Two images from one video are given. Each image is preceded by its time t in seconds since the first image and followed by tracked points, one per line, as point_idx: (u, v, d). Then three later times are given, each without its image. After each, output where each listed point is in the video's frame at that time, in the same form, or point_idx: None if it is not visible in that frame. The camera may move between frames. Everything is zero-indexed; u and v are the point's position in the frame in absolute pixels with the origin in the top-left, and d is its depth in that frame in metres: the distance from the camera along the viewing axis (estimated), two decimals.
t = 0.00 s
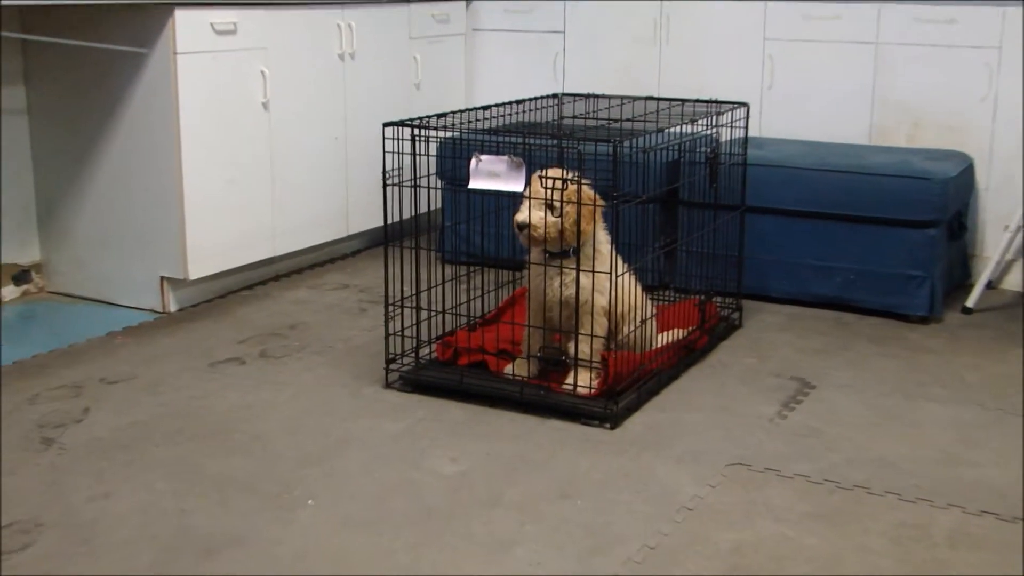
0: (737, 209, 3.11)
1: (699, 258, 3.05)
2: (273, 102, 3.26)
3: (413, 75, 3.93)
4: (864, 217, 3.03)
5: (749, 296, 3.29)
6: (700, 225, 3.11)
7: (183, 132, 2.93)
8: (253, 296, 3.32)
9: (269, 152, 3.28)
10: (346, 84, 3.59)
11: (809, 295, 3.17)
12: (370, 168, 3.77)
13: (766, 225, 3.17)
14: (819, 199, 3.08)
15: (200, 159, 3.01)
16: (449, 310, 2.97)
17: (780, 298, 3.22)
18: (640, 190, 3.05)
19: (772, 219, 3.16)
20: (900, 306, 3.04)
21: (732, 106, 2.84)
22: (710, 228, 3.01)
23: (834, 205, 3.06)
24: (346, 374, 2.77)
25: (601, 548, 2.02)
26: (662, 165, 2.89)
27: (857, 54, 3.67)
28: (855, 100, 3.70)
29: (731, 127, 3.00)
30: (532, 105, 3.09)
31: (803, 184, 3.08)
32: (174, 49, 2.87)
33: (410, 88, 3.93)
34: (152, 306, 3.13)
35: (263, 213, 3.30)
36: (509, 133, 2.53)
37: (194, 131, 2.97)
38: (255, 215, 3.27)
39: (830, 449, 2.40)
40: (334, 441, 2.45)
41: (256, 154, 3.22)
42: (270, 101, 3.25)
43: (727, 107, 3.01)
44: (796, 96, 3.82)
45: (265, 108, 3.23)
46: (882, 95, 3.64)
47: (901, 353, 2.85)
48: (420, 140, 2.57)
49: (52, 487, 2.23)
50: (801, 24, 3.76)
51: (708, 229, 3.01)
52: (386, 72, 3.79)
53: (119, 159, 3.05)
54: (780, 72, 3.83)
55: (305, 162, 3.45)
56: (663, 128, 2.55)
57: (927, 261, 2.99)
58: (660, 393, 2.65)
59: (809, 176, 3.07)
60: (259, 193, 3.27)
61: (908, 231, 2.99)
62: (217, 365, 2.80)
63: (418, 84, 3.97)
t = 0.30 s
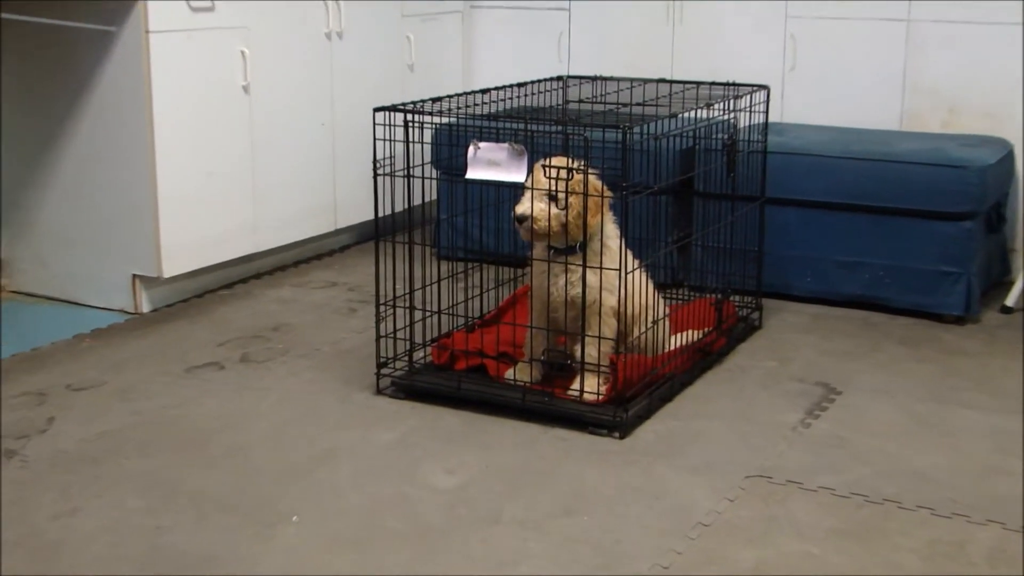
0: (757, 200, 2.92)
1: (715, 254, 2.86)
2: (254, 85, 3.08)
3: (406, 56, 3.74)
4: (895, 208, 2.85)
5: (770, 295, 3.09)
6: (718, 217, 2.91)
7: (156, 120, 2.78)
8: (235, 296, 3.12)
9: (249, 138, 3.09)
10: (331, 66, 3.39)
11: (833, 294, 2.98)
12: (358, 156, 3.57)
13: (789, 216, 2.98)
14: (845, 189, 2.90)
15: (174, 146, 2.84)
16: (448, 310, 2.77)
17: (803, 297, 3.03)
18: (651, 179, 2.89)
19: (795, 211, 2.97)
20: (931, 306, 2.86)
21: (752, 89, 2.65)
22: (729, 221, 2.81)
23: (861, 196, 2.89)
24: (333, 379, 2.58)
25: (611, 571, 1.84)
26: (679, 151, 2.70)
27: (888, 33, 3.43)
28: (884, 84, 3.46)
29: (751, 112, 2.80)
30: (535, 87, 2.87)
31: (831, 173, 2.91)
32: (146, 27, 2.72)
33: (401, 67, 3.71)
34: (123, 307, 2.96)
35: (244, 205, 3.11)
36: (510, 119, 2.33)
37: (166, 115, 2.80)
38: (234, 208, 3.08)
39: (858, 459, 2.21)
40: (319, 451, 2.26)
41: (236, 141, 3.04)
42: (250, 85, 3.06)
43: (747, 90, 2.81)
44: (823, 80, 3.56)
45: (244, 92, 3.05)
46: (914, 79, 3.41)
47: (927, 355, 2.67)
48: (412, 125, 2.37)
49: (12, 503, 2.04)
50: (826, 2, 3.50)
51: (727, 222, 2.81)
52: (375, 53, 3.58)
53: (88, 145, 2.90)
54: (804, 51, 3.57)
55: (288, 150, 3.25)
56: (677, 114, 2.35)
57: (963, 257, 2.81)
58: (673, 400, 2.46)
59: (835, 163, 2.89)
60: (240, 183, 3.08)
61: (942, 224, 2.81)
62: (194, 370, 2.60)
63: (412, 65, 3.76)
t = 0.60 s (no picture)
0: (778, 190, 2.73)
1: (730, 247, 2.69)
2: (229, 66, 2.93)
3: (393, 35, 3.56)
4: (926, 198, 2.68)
5: (790, 293, 2.90)
6: (734, 208, 2.73)
7: (122, 104, 2.61)
8: (211, 295, 2.94)
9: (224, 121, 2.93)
10: (311, 46, 3.22)
11: (860, 291, 2.80)
12: (341, 145, 3.39)
13: (809, 208, 2.80)
14: (871, 176, 2.73)
15: (142, 131, 2.68)
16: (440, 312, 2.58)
17: (827, 294, 2.85)
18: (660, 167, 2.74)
19: (816, 202, 2.79)
20: (966, 304, 2.68)
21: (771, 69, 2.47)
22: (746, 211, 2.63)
23: (890, 184, 2.71)
24: (315, 383, 2.40)
25: None
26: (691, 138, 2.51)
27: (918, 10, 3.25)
28: (920, 65, 3.28)
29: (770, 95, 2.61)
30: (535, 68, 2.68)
31: (858, 158, 2.73)
32: (111, 4, 2.55)
33: (387, 46, 3.53)
34: (87, 308, 2.78)
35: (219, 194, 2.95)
36: (507, 102, 2.14)
37: (132, 98, 2.64)
38: (208, 199, 2.91)
39: (886, 471, 2.03)
40: (300, 462, 2.08)
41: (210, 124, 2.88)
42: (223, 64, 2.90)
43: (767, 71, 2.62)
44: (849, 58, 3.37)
45: (218, 73, 2.89)
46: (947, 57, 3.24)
47: (954, 355, 2.49)
48: (401, 110, 2.19)
49: None
50: None
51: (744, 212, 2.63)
52: (358, 34, 3.41)
53: (46, 129, 2.71)
54: (829, 24, 3.37)
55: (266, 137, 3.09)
56: (690, 97, 2.16)
57: (1000, 250, 2.63)
58: (683, 407, 2.28)
59: (861, 149, 2.72)
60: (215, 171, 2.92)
61: (978, 214, 2.63)
62: (166, 375, 2.42)
63: (399, 44, 3.58)
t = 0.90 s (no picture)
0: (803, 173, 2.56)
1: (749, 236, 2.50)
2: (200, 38, 2.77)
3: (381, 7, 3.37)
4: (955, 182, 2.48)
5: (815, 286, 2.75)
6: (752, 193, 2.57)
7: (80, 78, 2.46)
8: (184, 290, 2.75)
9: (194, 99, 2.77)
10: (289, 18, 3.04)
11: (888, 282, 2.65)
12: (323, 126, 3.21)
13: (838, 194, 2.65)
14: (901, 159, 2.54)
15: (105, 110, 2.52)
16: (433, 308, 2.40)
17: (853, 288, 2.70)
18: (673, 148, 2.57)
19: (844, 186, 2.64)
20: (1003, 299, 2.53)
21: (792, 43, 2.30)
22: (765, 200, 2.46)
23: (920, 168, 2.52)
24: (295, 385, 2.22)
25: None
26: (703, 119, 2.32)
27: None
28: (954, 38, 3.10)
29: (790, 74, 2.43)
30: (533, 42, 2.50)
31: (886, 140, 2.54)
32: None
33: (374, 19, 3.34)
34: (46, 302, 2.61)
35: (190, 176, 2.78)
36: (505, 78, 1.95)
37: (92, 71, 2.48)
38: (178, 184, 2.75)
39: (920, 480, 1.85)
40: (276, 471, 1.90)
41: (179, 101, 2.72)
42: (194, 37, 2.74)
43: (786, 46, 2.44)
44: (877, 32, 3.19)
45: (190, 46, 2.74)
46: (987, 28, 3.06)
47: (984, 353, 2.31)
48: (391, 88, 2.01)
49: None
50: None
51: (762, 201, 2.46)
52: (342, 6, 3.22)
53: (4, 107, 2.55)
54: None
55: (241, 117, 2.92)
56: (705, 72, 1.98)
57: None
58: (697, 411, 2.10)
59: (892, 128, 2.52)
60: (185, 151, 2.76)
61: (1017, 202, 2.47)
62: (132, 377, 2.24)
63: (387, 17, 3.38)
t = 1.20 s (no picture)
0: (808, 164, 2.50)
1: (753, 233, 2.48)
2: (186, 25, 2.70)
3: None
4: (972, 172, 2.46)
5: (820, 281, 2.67)
6: (754, 185, 2.52)
7: (64, 67, 2.41)
8: (172, 285, 2.70)
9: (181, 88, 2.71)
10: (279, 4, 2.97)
11: (898, 278, 2.58)
12: (314, 116, 3.16)
13: (846, 185, 2.57)
14: (909, 150, 2.50)
15: (88, 100, 2.47)
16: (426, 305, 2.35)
17: (860, 283, 2.62)
18: (673, 141, 2.54)
19: (849, 178, 2.56)
20: (1013, 294, 2.48)
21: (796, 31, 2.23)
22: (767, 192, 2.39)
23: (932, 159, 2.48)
24: (284, 384, 2.16)
25: None
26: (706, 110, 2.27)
27: None
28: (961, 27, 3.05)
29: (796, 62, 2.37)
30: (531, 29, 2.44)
31: (895, 131, 2.50)
32: None
33: (365, 6, 3.28)
34: (29, 298, 2.57)
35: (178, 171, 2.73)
36: (500, 68, 1.89)
37: (76, 60, 2.43)
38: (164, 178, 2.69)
39: (927, 481, 1.80)
40: (264, 471, 1.85)
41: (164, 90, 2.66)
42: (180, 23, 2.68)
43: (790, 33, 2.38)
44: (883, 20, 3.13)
45: (175, 33, 2.67)
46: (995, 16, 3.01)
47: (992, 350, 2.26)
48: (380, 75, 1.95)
49: None
50: None
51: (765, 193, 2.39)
52: None
53: None
54: None
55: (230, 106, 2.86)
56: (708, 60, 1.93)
57: None
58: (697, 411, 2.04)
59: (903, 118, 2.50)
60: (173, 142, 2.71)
61: None
62: (117, 376, 2.18)
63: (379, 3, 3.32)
